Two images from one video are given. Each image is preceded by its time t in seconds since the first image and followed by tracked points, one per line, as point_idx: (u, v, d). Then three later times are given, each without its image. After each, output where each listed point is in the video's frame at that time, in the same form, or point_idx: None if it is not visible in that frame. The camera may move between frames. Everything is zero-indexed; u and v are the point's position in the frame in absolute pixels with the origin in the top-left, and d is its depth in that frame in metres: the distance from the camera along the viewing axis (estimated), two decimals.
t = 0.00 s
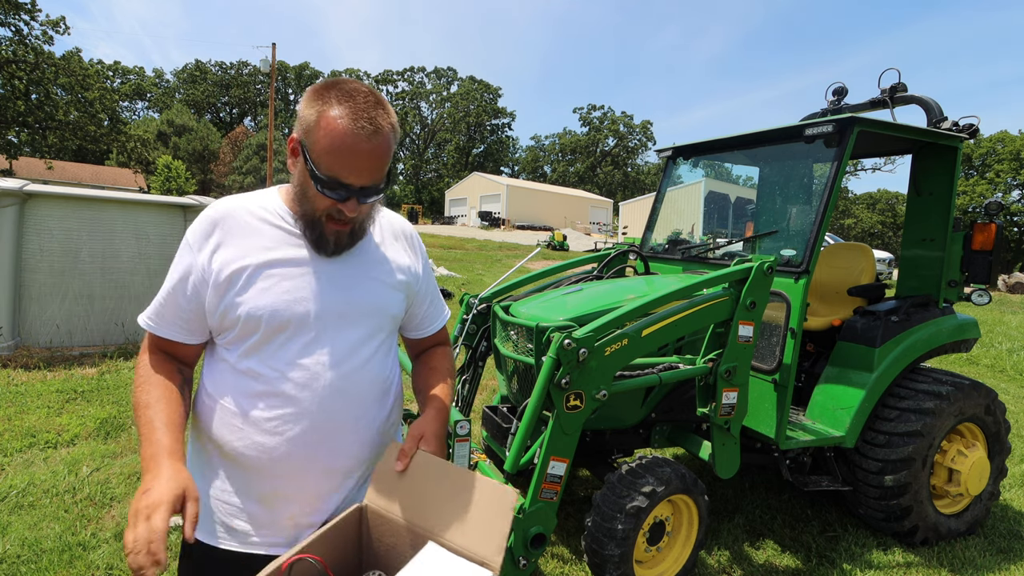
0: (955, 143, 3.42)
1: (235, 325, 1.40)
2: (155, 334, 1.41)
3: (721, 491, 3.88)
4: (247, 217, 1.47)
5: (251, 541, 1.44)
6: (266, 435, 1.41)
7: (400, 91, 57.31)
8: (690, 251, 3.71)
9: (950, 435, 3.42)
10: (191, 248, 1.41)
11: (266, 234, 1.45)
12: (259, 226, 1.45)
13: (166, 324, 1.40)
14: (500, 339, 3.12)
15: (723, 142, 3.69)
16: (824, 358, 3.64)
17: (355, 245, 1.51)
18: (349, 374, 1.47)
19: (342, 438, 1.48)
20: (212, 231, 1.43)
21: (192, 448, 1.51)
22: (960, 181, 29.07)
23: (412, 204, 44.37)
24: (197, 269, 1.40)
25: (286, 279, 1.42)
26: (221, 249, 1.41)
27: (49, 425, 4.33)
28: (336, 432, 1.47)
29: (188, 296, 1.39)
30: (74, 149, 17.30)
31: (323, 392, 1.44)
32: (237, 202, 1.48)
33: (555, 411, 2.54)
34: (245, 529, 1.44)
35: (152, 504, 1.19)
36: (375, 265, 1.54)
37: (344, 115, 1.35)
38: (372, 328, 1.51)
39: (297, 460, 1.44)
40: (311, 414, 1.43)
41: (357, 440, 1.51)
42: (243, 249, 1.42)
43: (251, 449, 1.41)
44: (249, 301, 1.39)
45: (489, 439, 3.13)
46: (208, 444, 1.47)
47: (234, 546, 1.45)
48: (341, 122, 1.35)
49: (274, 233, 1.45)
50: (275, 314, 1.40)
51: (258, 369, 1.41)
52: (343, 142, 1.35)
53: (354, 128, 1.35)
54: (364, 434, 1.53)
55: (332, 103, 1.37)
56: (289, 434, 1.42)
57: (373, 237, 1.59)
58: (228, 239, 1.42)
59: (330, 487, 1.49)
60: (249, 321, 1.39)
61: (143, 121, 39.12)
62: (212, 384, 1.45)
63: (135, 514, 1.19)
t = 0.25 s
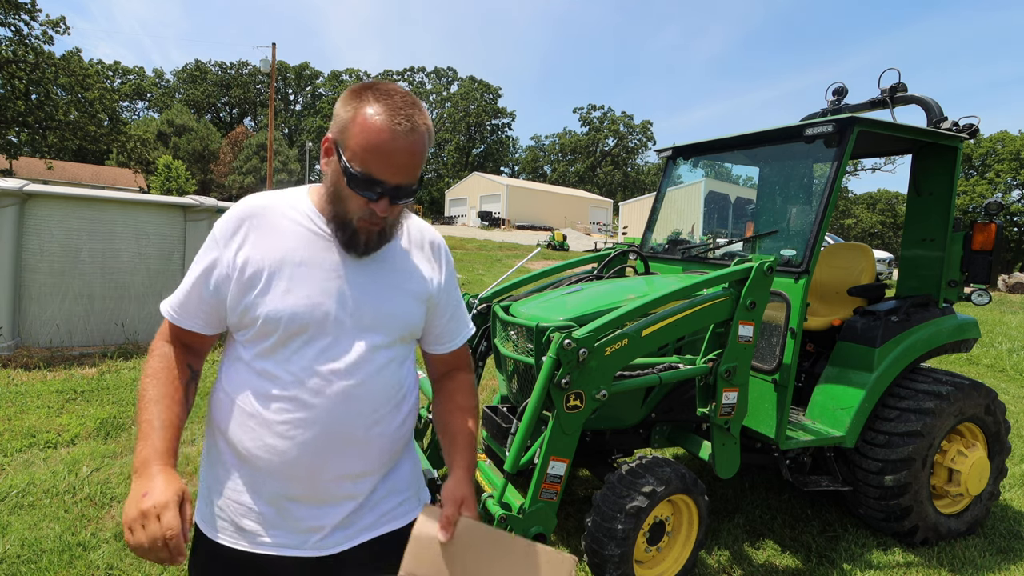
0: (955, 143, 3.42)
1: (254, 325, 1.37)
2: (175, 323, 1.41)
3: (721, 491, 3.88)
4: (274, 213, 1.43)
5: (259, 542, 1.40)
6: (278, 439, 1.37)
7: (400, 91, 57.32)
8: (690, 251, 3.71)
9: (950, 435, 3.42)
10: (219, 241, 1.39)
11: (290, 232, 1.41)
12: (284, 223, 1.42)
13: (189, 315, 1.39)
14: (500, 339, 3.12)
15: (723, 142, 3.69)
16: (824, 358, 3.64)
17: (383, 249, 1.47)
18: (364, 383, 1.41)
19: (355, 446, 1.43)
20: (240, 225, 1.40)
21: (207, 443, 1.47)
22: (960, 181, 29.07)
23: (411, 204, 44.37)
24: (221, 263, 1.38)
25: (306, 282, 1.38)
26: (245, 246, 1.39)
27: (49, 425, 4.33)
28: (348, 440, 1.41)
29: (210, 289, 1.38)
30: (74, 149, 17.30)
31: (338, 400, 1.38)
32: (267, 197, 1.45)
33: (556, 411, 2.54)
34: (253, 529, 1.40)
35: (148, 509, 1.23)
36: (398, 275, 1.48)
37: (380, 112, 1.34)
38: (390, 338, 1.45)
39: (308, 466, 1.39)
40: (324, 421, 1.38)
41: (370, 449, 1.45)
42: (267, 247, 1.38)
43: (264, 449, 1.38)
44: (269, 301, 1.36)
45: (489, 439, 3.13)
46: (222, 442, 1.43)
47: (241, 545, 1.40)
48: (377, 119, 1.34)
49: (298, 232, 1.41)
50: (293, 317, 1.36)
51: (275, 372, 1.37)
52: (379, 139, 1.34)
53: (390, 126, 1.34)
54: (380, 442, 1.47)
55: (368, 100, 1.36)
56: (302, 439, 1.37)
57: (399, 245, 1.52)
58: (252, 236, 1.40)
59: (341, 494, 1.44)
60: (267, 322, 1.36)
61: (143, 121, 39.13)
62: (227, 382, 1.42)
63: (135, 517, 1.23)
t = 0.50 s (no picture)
0: (955, 143, 3.42)
1: (272, 323, 1.36)
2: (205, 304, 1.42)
3: (721, 491, 3.88)
4: (315, 208, 1.41)
5: (259, 534, 1.41)
6: (281, 437, 1.37)
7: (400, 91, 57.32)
8: (690, 250, 3.71)
9: (950, 435, 3.42)
10: (257, 231, 1.38)
11: (323, 231, 1.37)
12: (320, 221, 1.39)
13: (219, 297, 1.39)
14: (500, 339, 3.12)
15: (723, 142, 3.69)
16: (824, 358, 3.64)
17: (421, 259, 1.40)
18: (372, 396, 1.36)
19: (359, 456, 1.39)
20: (279, 216, 1.39)
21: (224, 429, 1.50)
22: (959, 181, 29.07)
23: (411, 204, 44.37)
24: (252, 253, 1.37)
25: (324, 287, 1.33)
26: (276, 239, 1.37)
27: (49, 425, 4.33)
28: (351, 449, 1.37)
29: (239, 277, 1.37)
30: (74, 149, 17.30)
31: (343, 407, 1.35)
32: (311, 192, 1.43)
33: (555, 411, 2.54)
34: (254, 521, 1.41)
35: (171, 490, 1.28)
36: (424, 292, 1.38)
37: (434, 114, 1.31)
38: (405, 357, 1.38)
39: (309, 467, 1.37)
40: (328, 426, 1.36)
41: (374, 463, 1.41)
42: (296, 245, 1.36)
43: (269, 445, 1.38)
44: (288, 301, 1.34)
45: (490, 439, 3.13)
46: (235, 431, 1.46)
47: (242, 534, 1.43)
48: (429, 121, 1.30)
49: (330, 232, 1.37)
50: (307, 323, 1.33)
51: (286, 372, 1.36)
52: (430, 141, 1.29)
53: (443, 128, 1.30)
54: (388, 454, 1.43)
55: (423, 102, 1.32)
56: (304, 440, 1.36)
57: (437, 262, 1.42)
58: (286, 229, 1.37)
59: (340, 498, 1.41)
60: (284, 322, 1.34)
61: (143, 121, 39.12)
62: (246, 373, 1.43)
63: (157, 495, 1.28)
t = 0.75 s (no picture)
0: (955, 143, 3.42)
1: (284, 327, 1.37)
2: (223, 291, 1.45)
3: (721, 491, 3.88)
4: (346, 217, 1.40)
5: (252, 525, 1.43)
6: (279, 438, 1.38)
7: (400, 91, 57.31)
8: (690, 251, 3.71)
9: (950, 435, 3.42)
10: (287, 231, 1.39)
11: (347, 241, 1.36)
12: (347, 231, 1.37)
13: (240, 289, 1.41)
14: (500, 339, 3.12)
15: (723, 142, 3.69)
16: (824, 358, 3.64)
17: (447, 295, 1.36)
18: (371, 413, 1.34)
19: (354, 466, 1.38)
20: (310, 222, 1.38)
21: (229, 419, 1.53)
22: (960, 181, 29.07)
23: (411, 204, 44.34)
24: (277, 253, 1.37)
25: (336, 301, 1.32)
26: (300, 243, 1.37)
27: (49, 425, 4.33)
28: (347, 459, 1.37)
29: (261, 274, 1.39)
30: (74, 149, 17.31)
31: (341, 419, 1.34)
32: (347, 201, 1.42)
33: (555, 411, 2.54)
34: (250, 510, 1.44)
35: (143, 469, 1.39)
36: (440, 324, 1.35)
37: (483, 149, 1.25)
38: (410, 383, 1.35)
39: (304, 469, 1.38)
40: (323, 438, 1.36)
41: (365, 476, 1.41)
42: (318, 254, 1.35)
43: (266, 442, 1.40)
44: (302, 309, 1.34)
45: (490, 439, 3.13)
46: (239, 423, 1.49)
47: (237, 521, 1.46)
48: (477, 156, 1.24)
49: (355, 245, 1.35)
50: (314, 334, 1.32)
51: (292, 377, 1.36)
52: (476, 179, 1.24)
53: (492, 165, 1.24)
54: (384, 466, 1.42)
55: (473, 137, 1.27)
56: (301, 443, 1.36)
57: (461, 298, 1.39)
58: (311, 234, 1.37)
59: (331, 501, 1.42)
60: (295, 329, 1.35)
61: (143, 121, 39.11)
62: (258, 369, 1.46)
63: (132, 470, 1.40)
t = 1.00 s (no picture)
0: (955, 143, 3.42)
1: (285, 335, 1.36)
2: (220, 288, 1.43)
3: (721, 491, 3.88)
4: (358, 230, 1.37)
5: (239, 523, 1.44)
6: (272, 445, 1.38)
7: (400, 91, 57.32)
8: (690, 251, 3.71)
9: (950, 435, 3.42)
10: (299, 239, 1.36)
11: (357, 258, 1.34)
12: (361, 247, 1.35)
13: (242, 292, 1.38)
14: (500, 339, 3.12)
15: (723, 142, 3.69)
16: (823, 358, 3.64)
17: (456, 330, 1.35)
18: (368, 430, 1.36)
19: (346, 477, 1.40)
20: (326, 234, 1.35)
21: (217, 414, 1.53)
22: (960, 181, 29.07)
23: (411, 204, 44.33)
24: (284, 263, 1.35)
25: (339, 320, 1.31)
26: (308, 255, 1.34)
27: (49, 425, 4.33)
28: (339, 470, 1.38)
29: (266, 281, 1.36)
30: (74, 149, 17.31)
31: (338, 434, 1.35)
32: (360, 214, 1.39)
33: (556, 411, 2.54)
34: (239, 508, 1.45)
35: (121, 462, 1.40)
36: (446, 355, 1.36)
37: (513, 192, 1.24)
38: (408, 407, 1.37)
39: (295, 476, 1.38)
40: (315, 452, 1.36)
41: (353, 488, 1.43)
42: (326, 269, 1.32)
43: (257, 447, 1.40)
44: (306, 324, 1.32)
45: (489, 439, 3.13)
46: (230, 422, 1.49)
47: (224, 517, 1.47)
48: (505, 197, 1.24)
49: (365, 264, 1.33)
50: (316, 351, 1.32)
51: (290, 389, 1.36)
52: (502, 222, 1.23)
53: (520, 209, 1.23)
54: (376, 476, 1.44)
55: (505, 178, 1.26)
56: (294, 452, 1.36)
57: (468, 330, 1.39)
58: (320, 246, 1.35)
59: (319, 506, 1.43)
60: (297, 343, 1.34)
61: (143, 121, 39.09)
62: (253, 373, 1.45)
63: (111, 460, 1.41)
